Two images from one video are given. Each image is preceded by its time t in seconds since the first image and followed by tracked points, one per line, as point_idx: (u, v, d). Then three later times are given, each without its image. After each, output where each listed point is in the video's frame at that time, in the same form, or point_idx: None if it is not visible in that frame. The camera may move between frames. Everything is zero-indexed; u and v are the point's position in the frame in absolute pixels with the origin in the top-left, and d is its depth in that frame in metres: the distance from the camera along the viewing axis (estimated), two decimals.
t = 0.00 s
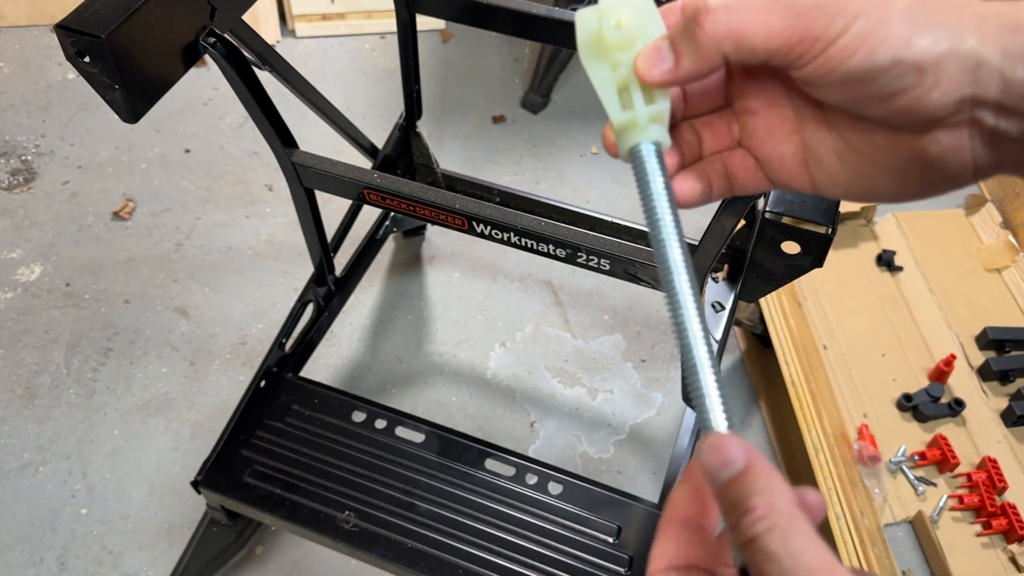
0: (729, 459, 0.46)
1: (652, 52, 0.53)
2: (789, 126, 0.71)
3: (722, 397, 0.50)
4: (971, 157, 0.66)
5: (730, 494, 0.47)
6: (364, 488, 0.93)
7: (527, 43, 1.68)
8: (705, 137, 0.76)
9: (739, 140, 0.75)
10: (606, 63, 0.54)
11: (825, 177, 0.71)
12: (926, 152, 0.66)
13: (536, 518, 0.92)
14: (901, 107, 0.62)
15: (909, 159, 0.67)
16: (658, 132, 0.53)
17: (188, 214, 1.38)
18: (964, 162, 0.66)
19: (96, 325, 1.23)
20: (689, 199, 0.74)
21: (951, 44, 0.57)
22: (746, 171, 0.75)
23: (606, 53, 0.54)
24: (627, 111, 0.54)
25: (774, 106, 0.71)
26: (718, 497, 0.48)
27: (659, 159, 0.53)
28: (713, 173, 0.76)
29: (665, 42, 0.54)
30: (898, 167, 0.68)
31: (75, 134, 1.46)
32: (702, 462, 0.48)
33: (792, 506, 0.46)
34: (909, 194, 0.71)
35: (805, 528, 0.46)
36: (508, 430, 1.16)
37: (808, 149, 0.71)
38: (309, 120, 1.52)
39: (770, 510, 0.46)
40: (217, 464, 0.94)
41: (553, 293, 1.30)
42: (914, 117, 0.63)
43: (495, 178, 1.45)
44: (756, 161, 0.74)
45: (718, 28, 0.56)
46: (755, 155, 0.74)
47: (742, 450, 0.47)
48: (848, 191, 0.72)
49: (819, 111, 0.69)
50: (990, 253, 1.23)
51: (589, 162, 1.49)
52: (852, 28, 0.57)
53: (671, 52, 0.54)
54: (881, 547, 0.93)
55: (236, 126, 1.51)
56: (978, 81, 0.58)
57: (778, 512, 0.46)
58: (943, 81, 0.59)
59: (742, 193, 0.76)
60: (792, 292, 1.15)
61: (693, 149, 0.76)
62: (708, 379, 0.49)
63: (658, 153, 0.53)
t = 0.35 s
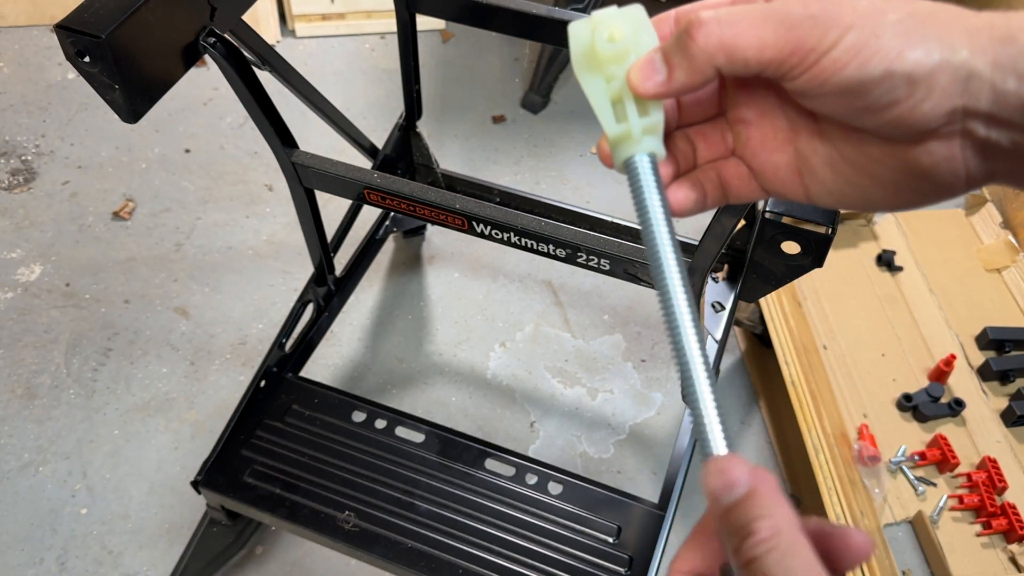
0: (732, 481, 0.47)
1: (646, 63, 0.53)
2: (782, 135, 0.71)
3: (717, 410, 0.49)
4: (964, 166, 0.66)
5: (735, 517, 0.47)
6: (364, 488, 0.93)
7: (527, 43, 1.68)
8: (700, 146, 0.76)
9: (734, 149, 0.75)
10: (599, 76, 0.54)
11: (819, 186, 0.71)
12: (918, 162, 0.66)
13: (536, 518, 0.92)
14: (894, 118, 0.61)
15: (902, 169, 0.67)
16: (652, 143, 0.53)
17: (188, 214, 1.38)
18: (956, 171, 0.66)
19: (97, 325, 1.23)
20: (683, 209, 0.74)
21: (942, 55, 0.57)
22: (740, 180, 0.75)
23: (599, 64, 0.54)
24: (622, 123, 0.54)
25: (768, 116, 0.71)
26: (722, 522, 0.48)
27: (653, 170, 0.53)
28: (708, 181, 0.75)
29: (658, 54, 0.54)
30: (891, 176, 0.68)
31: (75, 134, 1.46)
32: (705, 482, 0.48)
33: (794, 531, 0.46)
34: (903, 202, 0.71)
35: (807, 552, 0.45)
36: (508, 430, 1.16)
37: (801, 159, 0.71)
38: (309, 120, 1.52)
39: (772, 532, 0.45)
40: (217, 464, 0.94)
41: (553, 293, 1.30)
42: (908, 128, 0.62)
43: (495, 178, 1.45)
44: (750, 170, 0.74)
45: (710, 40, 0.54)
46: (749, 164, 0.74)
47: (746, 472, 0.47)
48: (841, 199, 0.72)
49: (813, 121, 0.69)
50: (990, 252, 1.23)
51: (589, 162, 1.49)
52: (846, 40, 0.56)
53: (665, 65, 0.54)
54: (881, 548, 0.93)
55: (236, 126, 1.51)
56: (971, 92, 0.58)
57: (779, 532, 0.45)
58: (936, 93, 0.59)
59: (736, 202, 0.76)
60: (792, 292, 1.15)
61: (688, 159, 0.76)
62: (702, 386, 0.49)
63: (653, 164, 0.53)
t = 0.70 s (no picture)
0: (755, 464, 0.47)
1: (650, 55, 0.52)
2: (785, 130, 0.71)
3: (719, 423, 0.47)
4: (966, 164, 0.65)
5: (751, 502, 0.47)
6: (364, 488, 0.93)
7: (527, 43, 1.68)
8: (702, 141, 0.76)
9: (736, 145, 0.75)
10: (603, 68, 0.53)
11: (821, 181, 0.71)
12: (920, 158, 0.66)
13: (536, 518, 0.92)
14: (896, 114, 0.61)
15: (904, 165, 0.67)
16: (655, 136, 0.52)
17: (188, 214, 1.38)
18: (958, 169, 0.66)
19: (97, 326, 1.23)
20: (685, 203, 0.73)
21: (946, 50, 0.57)
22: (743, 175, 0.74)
23: (604, 57, 0.53)
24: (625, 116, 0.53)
25: (770, 112, 0.71)
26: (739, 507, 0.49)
27: (655, 164, 0.51)
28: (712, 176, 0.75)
29: (662, 48, 0.53)
30: (893, 173, 0.68)
31: (75, 134, 1.46)
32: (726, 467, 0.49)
33: (811, 518, 0.46)
34: (905, 200, 0.71)
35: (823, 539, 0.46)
36: (508, 430, 1.16)
37: (803, 154, 0.71)
38: (309, 120, 1.52)
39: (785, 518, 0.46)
40: (217, 464, 0.94)
41: (553, 292, 1.30)
42: (910, 123, 0.62)
43: (495, 178, 1.45)
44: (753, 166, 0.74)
45: (712, 33, 0.54)
46: (752, 159, 0.74)
47: (766, 457, 0.48)
48: (843, 195, 0.72)
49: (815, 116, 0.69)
50: (990, 252, 1.23)
51: (589, 162, 1.49)
52: (848, 33, 0.56)
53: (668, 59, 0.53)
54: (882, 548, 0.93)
55: (236, 126, 1.50)
56: (973, 88, 0.58)
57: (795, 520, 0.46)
58: (939, 88, 0.58)
59: (738, 197, 0.76)
60: (792, 292, 1.15)
61: (690, 154, 0.76)
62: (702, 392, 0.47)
63: (655, 158, 0.52)
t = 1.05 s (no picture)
0: (728, 496, 0.46)
1: (654, 80, 0.53)
2: (789, 146, 0.71)
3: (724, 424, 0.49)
4: (973, 180, 0.65)
5: (732, 534, 0.46)
6: (364, 488, 0.93)
7: (527, 43, 1.68)
8: (707, 158, 0.76)
9: (741, 161, 0.75)
10: (608, 93, 0.54)
11: (827, 196, 0.71)
12: (927, 175, 0.65)
13: (536, 519, 0.92)
14: (902, 132, 0.61)
15: (911, 182, 0.67)
16: (661, 160, 0.54)
17: (188, 214, 1.38)
18: (966, 185, 0.66)
19: (96, 326, 1.23)
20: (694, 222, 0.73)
21: (952, 70, 0.56)
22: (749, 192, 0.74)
23: (608, 82, 0.54)
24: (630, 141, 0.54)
25: (775, 128, 0.71)
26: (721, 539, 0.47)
27: (661, 187, 0.53)
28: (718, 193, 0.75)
29: (665, 71, 0.54)
30: (900, 189, 0.68)
31: (74, 134, 1.46)
32: (699, 501, 0.47)
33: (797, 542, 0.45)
34: (911, 216, 0.71)
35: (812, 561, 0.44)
36: (508, 431, 1.16)
37: (810, 170, 0.71)
38: (309, 121, 1.52)
39: (774, 543, 0.44)
40: (217, 464, 0.93)
41: (553, 293, 1.30)
42: (916, 142, 0.62)
43: (495, 178, 1.45)
44: (759, 182, 0.74)
45: (716, 57, 0.54)
46: (757, 175, 0.74)
47: (739, 486, 0.46)
48: (850, 210, 0.72)
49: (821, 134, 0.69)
50: (990, 252, 1.23)
51: (589, 162, 1.49)
52: (854, 55, 0.55)
53: (673, 83, 0.54)
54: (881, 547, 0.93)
55: (236, 126, 1.50)
56: (981, 106, 0.58)
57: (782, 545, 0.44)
58: (945, 107, 0.58)
59: (745, 213, 0.76)
60: (792, 292, 1.15)
61: (696, 172, 0.77)
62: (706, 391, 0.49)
63: (661, 181, 0.54)
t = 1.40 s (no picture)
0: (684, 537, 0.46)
1: (650, 92, 0.52)
2: (788, 153, 0.71)
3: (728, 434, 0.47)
4: (974, 186, 0.65)
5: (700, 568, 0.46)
6: (364, 488, 0.93)
7: (527, 42, 1.68)
8: (704, 165, 0.76)
9: (739, 168, 0.75)
10: (604, 106, 0.54)
11: (827, 203, 0.71)
12: (928, 182, 0.66)
13: (537, 519, 0.92)
14: (903, 141, 0.61)
15: (912, 189, 0.67)
16: (659, 173, 0.53)
17: (188, 214, 1.37)
18: (967, 191, 0.66)
19: (96, 325, 1.23)
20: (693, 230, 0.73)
21: (954, 78, 0.56)
22: (747, 199, 0.74)
23: (604, 95, 0.54)
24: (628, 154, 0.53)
25: (773, 135, 0.71)
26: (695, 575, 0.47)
27: (660, 200, 0.52)
28: (717, 201, 0.74)
29: (661, 83, 0.53)
30: (901, 196, 0.68)
31: (74, 134, 1.46)
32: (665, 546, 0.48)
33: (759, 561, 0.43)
34: (911, 222, 0.71)
35: None
36: (508, 431, 1.15)
37: (809, 178, 0.71)
38: (309, 121, 1.52)
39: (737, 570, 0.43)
40: (217, 465, 0.93)
41: (553, 292, 1.30)
42: (917, 149, 0.62)
43: (495, 177, 1.45)
44: (757, 189, 0.74)
45: (714, 69, 0.54)
46: (755, 182, 0.74)
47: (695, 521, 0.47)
48: (850, 216, 0.72)
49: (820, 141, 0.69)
50: (990, 252, 1.23)
51: (589, 162, 1.49)
52: (855, 64, 0.55)
53: (669, 95, 0.53)
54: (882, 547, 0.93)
55: (236, 126, 1.50)
56: (982, 114, 0.58)
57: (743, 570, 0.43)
58: (946, 116, 0.58)
59: (744, 220, 0.76)
60: (792, 292, 1.15)
61: (693, 179, 0.77)
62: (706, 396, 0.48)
63: (660, 193, 0.53)
